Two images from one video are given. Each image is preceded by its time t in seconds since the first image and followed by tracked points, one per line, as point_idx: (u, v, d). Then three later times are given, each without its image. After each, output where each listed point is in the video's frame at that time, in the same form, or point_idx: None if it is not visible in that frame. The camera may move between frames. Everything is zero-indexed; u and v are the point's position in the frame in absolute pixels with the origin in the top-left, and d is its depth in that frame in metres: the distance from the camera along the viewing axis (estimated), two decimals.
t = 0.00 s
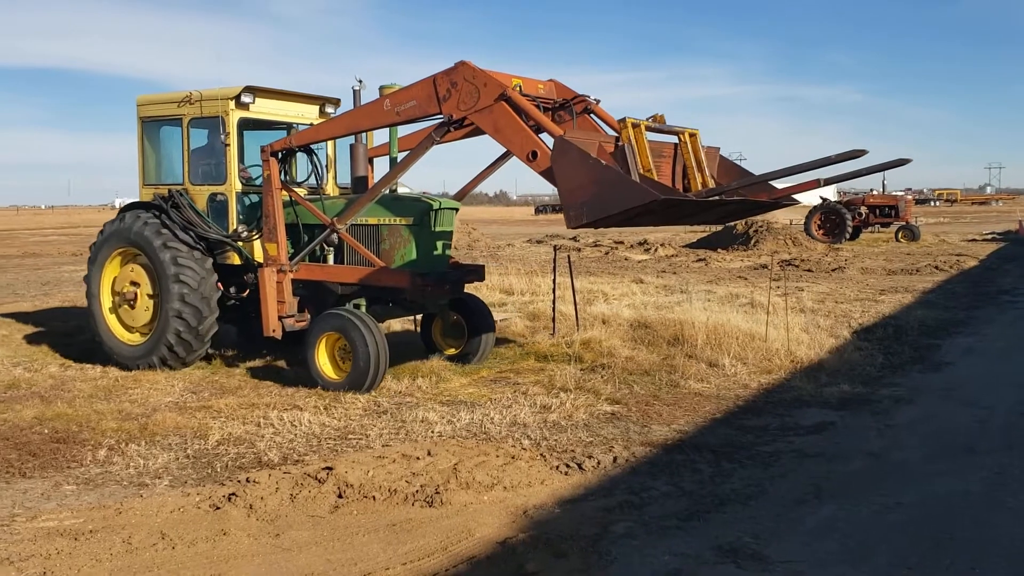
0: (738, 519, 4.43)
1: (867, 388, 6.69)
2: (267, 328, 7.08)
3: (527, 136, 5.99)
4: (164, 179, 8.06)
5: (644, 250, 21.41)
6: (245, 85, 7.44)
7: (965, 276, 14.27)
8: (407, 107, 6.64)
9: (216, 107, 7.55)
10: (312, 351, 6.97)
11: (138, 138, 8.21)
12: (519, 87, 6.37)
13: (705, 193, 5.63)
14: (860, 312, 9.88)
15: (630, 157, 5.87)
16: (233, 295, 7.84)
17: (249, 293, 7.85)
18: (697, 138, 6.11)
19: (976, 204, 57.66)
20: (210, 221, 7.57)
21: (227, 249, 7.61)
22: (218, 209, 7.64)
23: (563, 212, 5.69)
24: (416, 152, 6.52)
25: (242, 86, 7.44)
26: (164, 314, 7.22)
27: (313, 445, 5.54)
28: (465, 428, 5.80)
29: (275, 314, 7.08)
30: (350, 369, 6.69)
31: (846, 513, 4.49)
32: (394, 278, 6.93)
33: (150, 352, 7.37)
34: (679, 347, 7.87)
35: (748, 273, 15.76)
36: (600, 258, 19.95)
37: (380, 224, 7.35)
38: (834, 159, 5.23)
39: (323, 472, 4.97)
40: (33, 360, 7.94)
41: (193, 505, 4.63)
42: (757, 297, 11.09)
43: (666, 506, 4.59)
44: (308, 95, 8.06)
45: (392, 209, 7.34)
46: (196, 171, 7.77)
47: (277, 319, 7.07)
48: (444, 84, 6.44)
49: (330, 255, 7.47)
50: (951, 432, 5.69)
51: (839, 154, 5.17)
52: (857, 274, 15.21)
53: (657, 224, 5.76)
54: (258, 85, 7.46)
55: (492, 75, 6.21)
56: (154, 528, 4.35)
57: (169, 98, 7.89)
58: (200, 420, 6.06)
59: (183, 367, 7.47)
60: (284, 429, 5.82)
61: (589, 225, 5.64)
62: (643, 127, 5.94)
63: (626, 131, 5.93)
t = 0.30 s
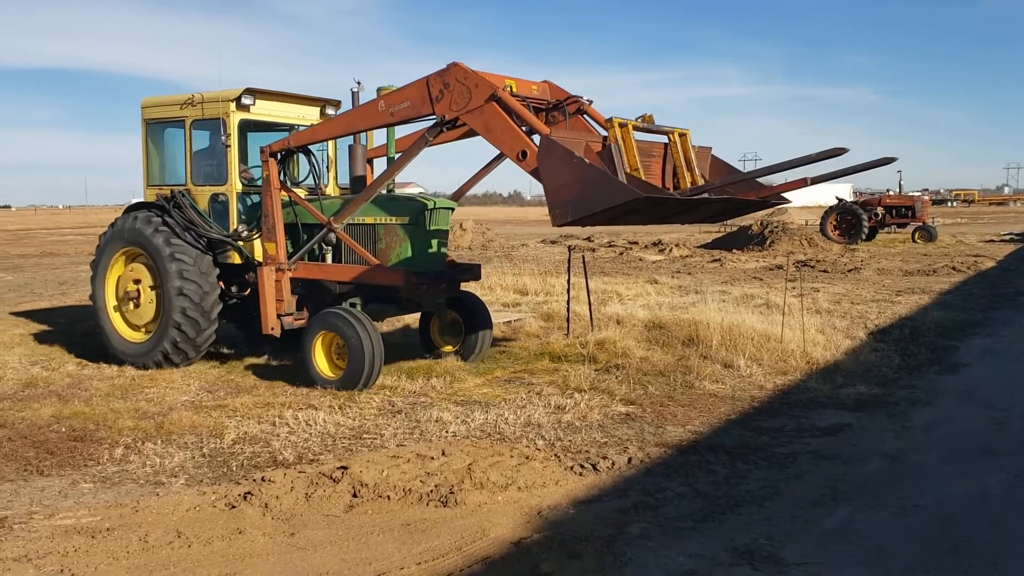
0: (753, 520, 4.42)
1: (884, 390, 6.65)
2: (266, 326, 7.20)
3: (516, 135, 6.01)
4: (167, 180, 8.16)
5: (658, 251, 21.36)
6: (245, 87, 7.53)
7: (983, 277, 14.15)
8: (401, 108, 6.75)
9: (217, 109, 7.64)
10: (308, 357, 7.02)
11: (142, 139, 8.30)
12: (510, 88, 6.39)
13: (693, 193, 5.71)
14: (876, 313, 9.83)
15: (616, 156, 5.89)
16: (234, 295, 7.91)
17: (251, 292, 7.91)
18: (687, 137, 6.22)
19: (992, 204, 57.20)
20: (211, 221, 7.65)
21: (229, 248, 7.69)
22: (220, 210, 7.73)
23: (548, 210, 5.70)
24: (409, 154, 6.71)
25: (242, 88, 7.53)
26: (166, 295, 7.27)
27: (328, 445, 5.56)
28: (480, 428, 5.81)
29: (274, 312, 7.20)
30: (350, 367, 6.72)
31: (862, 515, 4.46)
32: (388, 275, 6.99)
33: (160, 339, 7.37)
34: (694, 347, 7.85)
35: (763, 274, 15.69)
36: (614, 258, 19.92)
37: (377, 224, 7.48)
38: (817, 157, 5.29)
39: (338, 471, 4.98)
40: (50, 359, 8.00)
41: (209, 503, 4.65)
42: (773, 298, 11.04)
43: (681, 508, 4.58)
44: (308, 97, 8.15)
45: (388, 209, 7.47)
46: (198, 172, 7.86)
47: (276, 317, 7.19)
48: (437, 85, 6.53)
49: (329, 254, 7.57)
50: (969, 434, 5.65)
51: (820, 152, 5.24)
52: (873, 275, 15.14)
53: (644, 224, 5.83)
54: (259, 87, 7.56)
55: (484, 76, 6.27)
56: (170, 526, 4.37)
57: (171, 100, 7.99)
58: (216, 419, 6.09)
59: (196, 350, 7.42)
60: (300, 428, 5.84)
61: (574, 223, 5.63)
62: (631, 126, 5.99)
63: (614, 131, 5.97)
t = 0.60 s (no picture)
0: (758, 520, 4.41)
1: (890, 389, 6.63)
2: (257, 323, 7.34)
3: (497, 135, 6.15)
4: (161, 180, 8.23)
5: (664, 250, 21.33)
6: (235, 87, 7.60)
7: (990, 276, 14.11)
8: (387, 108, 6.85)
9: (208, 110, 7.71)
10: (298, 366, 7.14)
11: (136, 139, 8.37)
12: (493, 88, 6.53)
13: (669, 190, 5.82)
14: (882, 312, 9.80)
15: (596, 155, 5.87)
16: (227, 292, 7.83)
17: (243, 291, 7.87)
18: (669, 137, 6.35)
19: (998, 203, 57.02)
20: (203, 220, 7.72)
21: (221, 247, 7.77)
22: (211, 208, 7.81)
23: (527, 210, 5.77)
24: (393, 153, 6.85)
25: (233, 88, 7.60)
26: (157, 278, 7.34)
27: (334, 443, 5.56)
28: (485, 427, 5.81)
29: (265, 310, 7.32)
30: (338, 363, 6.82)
31: (868, 515, 4.45)
32: (374, 274, 7.10)
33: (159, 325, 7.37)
34: (700, 346, 7.85)
35: (769, 273, 15.66)
36: (620, 257, 19.90)
37: (365, 223, 7.56)
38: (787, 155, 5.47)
39: (344, 470, 4.97)
40: (56, 357, 8.03)
41: (215, 502, 4.66)
42: (778, 297, 11.03)
43: (687, 506, 4.58)
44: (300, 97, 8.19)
45: (376, 209, 7.55)
46: (191, 173, 7.93)
47: (266, 314, 7.32)
48: (421, 85, 6.65)
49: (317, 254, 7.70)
50: (976, 434, 5.63)
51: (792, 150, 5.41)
52: (879, 274, 15.10)
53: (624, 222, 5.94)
54: (248, 87, 7.63)
55: (466, 77, 6.40)
56: (176, 524, 4.38)
57: (164, 101, 8.06)
58: (222, 417, 6.10)
59: (195, 330, 7.41)
60: (305, 427, 5.85)
61: (551, 223, 5.71)
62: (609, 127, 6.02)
63: (593, 130, 5.99)
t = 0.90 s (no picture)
0: (767, 519, 4.40)
1: (898, 389, 6.61)
2: (250, 322, 7.46)
3: (484, 137, 6.19)
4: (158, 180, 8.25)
5: (671, 250, 21.30)
6: (229, 88, 7.61)
7: (999, 275, 14.06)
8: (376, 110, 6.95)
9: (203, 111, 7.72)
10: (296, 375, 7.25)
11: (133, 140, 8.40)
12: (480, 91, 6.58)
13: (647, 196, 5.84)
14: (890, 311, 9.77)
15: (580, 157, 6.02)
16: (223, 291, 7.94)
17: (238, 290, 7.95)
18: (655, 138, 6.46)
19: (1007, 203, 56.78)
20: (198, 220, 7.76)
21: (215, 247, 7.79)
22: (206, 208, 7.83)
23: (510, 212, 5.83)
24: (382, 155, 6.88)
25: (226, 89, 7.61)
26: (149, 265, 7.47)
27: (342, 442, 5.57)
28: (493, 426, 5.81)
29: (258, 309, 7.45)
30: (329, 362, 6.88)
31: (878, 515, 4.44)
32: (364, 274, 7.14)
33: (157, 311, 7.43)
34: (708, 346, 7.83)
35: (777, 273, 15.61)
36: (627, 256, 19.87)
37: (357, 223, 7.63)
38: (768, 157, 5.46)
39: (352, 469, 4.98)
40: (65, 356, 8.06)
41: (224, 500, 4.67)
42: (786, 296, 11.01)
43: (696, 506, 4.57)
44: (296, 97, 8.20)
45: (366, 210, 7.62)
46: (187, 173, 7.95)
47: (260, 313, 7.47)
48: (409, 88, 6.71)
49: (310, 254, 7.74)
50: (986, 434, 5.60)
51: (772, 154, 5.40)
52: (887, 273, 15.05)
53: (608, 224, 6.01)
54: (242, 89, 7.63)
55: (454, 79, 6.45)
56: (185, 523, 4.40)
57: (160, 102, 8.08)
58: (230, 417, 6.11)
59: (195, 309, 7.48)
60: (314, 426, 5.86)
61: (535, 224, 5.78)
62: (593, 128, 6.14)
63: (576, 133, 6.08)
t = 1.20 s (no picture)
0: (775, 519, 4.40)
1: (907, 389, 6.59)
2: (244, 320, 7.56)
3: (471, 138, 6.25)
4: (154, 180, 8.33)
5: (679, 249, 21.27)
6: (223, 90, 7.71)
7: (1009, 276, 13.99)
8: (366, 111, 7.00)
9: (197, 112, 7.81)
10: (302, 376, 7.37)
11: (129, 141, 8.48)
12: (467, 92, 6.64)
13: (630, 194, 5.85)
14: (899, 311, 9.74)
15: (564, 158, 5.99)
16: (219, 290, 7.87)
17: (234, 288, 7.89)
18: (641, 137, 6.46)
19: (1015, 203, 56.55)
20: (192, 220, 7.84)
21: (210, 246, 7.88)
22: (202, 208, 7.94)
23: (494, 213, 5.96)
24: (371, 154, 6.90)
25: (220, 90, 7.70)
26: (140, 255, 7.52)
27: (349, 441, 5.58)
28: (501, 425, 5.81)
29: (252, 307, 7.56)
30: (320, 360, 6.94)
31: (886, 515, 4.43)
32: (355, 272, 7.25)
33: (155, 297, 7.44)
34: (716, 346, 7.82)
35: (785, 273, 15.57)
36: (634, 256, 19.84)
37: (349, 222, 7.69)
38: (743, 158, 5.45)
39: (360, 467, 4.97)
40: (73, 355, 8.09)
41: (232, 499, 4.68)
42: (795, 296, 10.98)
43: (704, 506, 4.57)
44: (289, 98, 8.30)
45: (358, 209, 7.65)
46: (182, 173, 8.04)
47: (254, 312, 7.56)
48: (397, 88, 6.75)
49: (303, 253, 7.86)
50: (995, 434, 5.58)
51: (750, 154, 5.37)
52: (895, 273, 15.00)
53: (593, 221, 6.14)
54: (236, 90, 7.73)
55: (441, 80, 6.49)
56: (193, 522, 4.40)
57: (155, 103, 8.16)
58: (238, 415, 6.12)
59: (191, 288, 7.49)
60: (321, 425, 5.86)
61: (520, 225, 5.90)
62: (578, 129, 6.12)
63: (559, 133, 6.04)
